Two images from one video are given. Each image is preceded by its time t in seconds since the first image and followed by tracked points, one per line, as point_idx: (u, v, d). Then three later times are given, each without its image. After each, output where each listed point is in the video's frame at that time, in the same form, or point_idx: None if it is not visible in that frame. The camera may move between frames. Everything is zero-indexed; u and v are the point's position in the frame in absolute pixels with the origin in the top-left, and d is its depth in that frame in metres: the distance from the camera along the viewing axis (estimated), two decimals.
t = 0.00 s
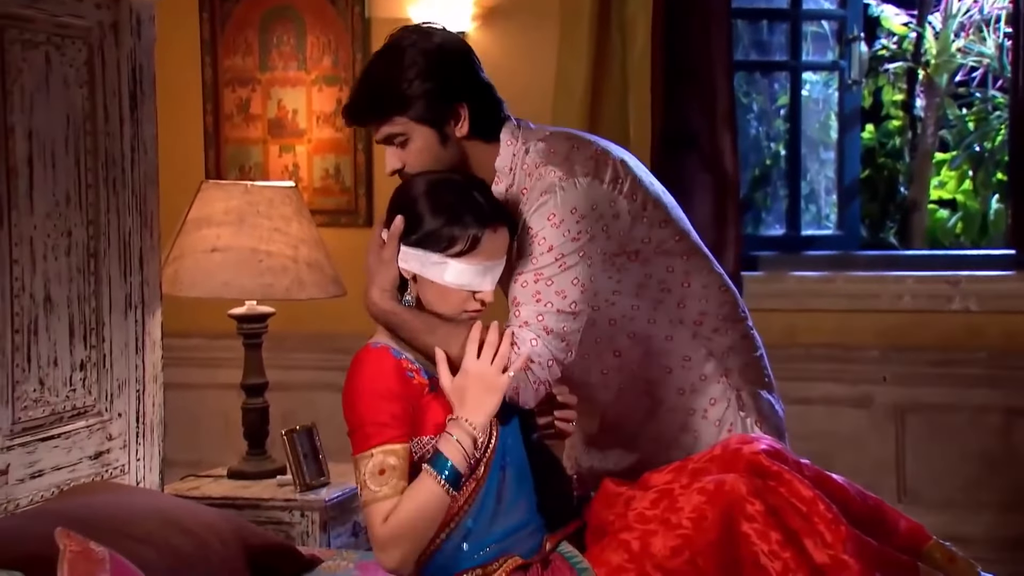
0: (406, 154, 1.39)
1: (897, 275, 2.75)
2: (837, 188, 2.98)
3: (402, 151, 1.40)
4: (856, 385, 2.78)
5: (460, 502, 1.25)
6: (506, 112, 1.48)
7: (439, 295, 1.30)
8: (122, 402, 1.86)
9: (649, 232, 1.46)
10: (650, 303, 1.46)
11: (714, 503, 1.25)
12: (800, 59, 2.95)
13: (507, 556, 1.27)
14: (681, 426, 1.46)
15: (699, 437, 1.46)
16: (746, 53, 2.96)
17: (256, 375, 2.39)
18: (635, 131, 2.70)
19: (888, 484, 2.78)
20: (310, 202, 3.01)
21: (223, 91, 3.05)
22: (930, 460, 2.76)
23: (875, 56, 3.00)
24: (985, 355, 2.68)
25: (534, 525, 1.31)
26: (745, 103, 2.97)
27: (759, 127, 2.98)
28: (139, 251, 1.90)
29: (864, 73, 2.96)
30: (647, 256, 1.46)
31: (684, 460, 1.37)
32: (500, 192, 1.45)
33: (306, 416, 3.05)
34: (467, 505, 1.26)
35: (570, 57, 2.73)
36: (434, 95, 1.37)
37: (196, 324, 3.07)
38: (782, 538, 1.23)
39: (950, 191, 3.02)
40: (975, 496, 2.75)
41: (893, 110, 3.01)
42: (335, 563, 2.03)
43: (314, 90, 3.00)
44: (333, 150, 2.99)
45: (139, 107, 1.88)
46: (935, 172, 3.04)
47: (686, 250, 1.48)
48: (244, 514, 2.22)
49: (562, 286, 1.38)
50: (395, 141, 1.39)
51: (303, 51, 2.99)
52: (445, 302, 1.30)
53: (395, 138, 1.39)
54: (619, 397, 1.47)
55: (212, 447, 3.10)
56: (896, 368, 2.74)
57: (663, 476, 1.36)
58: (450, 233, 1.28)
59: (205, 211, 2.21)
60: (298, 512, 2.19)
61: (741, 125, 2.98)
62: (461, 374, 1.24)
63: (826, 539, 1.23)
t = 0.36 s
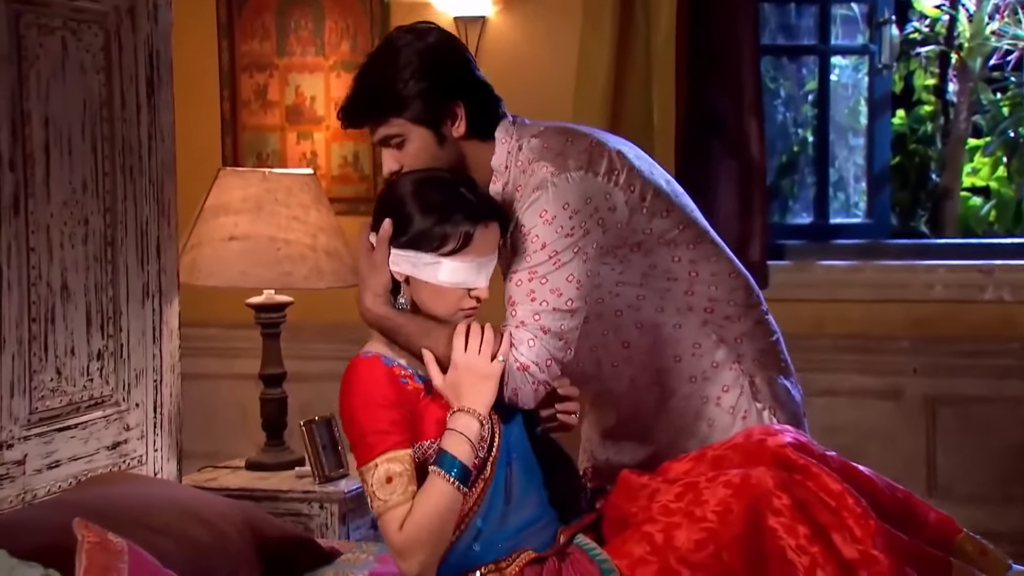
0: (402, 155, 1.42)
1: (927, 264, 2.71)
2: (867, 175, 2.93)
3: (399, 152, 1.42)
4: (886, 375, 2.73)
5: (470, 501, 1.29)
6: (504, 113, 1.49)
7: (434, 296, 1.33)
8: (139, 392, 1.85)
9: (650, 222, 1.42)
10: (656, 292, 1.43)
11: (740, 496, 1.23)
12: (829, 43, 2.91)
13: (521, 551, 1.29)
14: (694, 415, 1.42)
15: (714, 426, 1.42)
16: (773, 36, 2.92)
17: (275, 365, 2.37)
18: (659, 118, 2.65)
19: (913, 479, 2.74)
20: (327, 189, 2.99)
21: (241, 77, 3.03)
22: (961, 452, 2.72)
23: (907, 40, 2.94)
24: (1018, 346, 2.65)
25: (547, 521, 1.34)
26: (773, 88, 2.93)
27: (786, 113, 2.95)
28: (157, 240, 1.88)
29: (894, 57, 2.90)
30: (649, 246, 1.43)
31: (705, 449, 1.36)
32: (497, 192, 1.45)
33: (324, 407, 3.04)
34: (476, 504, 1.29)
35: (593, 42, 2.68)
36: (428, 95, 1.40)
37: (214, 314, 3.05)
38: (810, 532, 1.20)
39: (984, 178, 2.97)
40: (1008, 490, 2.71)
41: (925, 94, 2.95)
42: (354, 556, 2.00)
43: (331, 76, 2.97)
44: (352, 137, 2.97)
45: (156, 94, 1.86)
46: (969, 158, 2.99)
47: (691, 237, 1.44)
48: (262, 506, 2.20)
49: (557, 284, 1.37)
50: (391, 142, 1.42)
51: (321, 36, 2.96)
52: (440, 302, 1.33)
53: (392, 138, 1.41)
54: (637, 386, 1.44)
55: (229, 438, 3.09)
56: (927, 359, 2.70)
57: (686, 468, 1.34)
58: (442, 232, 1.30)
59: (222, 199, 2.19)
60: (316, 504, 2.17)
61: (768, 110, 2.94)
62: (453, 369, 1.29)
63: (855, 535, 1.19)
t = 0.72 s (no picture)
0: (399, 159, 1.49)
1: (961, 254, 2.65)
2: (898, 162, 2.89)
3: (395, 157, 1.49)
4: (918, 368, 2.67)
5: (475, 500, 1.34)
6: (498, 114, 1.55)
7: (421, 303, 1.41)
8: (152, 383, 1.83)
9: (648, 216, 1.51)
10: (660, 283, 1.54)
11: (766, 489, 1.26)
12: (859, 26, 2.86)
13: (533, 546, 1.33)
14: (705, 403, 1.53)
15: (728, 412, 1.52)
16: (801, 19, 2.87)
17: (291, 356, 2.34)
18: (683, 102, 2.60)
19: (945, 473, 2.69)
20: (344, 176, 2.96)
21: (255, 62, 2.99)
22: (995, 447, 2.67)
23: (940, 22, 2.86)
24: None
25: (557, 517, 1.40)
26: (800, 73, 2.88)
27: (814, 98, 2.89)
28: (170, 228, 1.85)
29: (928, 40, 2.84)
30: (649, 240, 1.52)
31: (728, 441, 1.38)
32: (491, 196, 1.51)
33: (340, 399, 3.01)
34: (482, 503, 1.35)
35: (615, 25, 2.62)
36: (423, 96, 1.46)
37: (229, 304, 3.03)
38: (838, 525, 1.22)
39: (1019, 165, 2.90)
40: None
41: (959, 78, 2.88)
42: (372, 550, 1.97)
43: (347, 60, 2.94)
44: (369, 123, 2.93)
45: (169, 78, 1.83)
46: (1005, 144, 2.91)
47: (698, 227, 1.52)
48: (278, 499, 2.17)
49: (546, 288, 1.40)
50: (387, 146, 1.48)
51: (337, 21, 2.93)
52: (427, 308, 1.41)
53: (388, 142, 1.48)
54: (645, 375, 1.59)
55: (244, 430, 3.07)
56: (960, 351, 2.64)
57: (709, 460, 1.36)
58: (428, 239, 1.38)
59: (237, 186, 2.15)
60: (333, 498, 2.14)
61: (796, 95, 2.90)
62: (440, 369, 1.35)
63: (886, 529, 1.21)
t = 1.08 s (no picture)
0: (394, 161, 1.43)
1: (998, 244, 2.60)
2: (931, 149, 2.85)
3: (390, 158, 1.43)
4: (953, 361, 2.61)
5: (473, 503, 1.30)
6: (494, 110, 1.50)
7: (402, 316, 1.38)
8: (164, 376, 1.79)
9: (647, 207, 1.48)
10: (663, 274, 1.53)
11: (793, 484, 1.21)
12: (891, 8, 2.81)
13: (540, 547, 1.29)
14: (714, 392, 1.54)
15: (738, 401, 1.53)
16: (831, 2, 2.83)
17: (306, 348, 2.31)
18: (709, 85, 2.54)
19: (978, 469, 2.63)
20: (359, 164, 2.92)
21: (268, 46, 2.95)
22: None
23: (976, 3, 2.79)
24: None
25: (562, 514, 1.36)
26: (830, 56, 2.83)
27: (844, 82, 2.84)
28: (183, 217, 1.82)
29: (962, 23, 2.78)
30: (649, 231, 1.50)
31: (749, 429, 1.35)
32: (489, 194, 1.45)
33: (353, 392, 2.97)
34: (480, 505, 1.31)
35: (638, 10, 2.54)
36: (417, 95, 1.40)
37: (241, 296, 2.99)
38: (868, 521, 1.16)
39: None
40: None
41: (995, 62, 2.80)
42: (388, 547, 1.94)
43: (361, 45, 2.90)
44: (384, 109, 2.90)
45: (182, 63, 1.80)
46: None
47: (700, 216, 1.51)
48: (292, 495, 2.14)
49: (536, 284, 1.34)
50: (382, 148, 1.43)
51: (352, 5, 2.89)
52: (407, 321, 1.38)
53: (381, 144, 1.42)
54: (652, 361, 1.57)
55: (258, 423, 3.04)
56: (994, 344, 2.58)
57: (732, 453, 1.33)
58: (405, 248, 1.35)
59: (250, 174, 2.12)
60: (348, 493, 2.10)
61: (825, 80, 2.84)
62: (420, 374, 1.31)
63: (916, 525, 1.15)
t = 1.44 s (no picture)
0: (388, 167, 1.52)
1: None
2: (966, 136, 2.78)
3: (384, 166, 1.53)
4: (987, 357, 2.54)
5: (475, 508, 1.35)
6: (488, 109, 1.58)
7: (387, 324, 1.43)
8: (174, 370, 1.75)
9: (648, 198, 1.57)
10: (668, 265, 1.63)
11: (820, 482, 1.28)
12: None
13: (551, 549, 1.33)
14: (728, 382, 1.64)
15: (751, 391, 1.62)
16: None
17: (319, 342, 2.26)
18: (734, 73, 2.49)
19: (1013, 469, 2.56)
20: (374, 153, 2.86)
21: (280, 31, 2.91)
22: None
23: None
24: None
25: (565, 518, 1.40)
26: (861, 41, 2.78)
27: (876, 68, 2.79)
28: (192, 207, 1.78)
29: (1000, 6, 2.71)
30: (652, 223, 1.60)
31: (766, 417, 1.42)
32: (486, 195, 1.53)
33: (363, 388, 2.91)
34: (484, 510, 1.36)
35: None
36: (410, 98, 1.47)
37: (253, 288, 2.96)
38: (898, 519, 1.22)
39: None
40: None
41: None
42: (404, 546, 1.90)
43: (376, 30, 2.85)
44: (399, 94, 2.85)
45: (192, 49, 1.75)
46: None
47: (711, 203, 1.61)
48: (306, 493, 2.10)
49: (529, 281, 1.40)
50: (375, 155, 1.51)
51: None
52: (392, 330, 1.43)
53: (375, 151, 1.50)
54: (662, 358, 1.69)
55: (271, 419, 3.00)
56: None
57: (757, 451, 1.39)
58: (381, 254, 1.40)
59: (262, 162, 2.08)
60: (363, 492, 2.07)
61: (856, 65, 2.80)
62: (407, 382, 1.35)
63: (941, 526, 1.19)
